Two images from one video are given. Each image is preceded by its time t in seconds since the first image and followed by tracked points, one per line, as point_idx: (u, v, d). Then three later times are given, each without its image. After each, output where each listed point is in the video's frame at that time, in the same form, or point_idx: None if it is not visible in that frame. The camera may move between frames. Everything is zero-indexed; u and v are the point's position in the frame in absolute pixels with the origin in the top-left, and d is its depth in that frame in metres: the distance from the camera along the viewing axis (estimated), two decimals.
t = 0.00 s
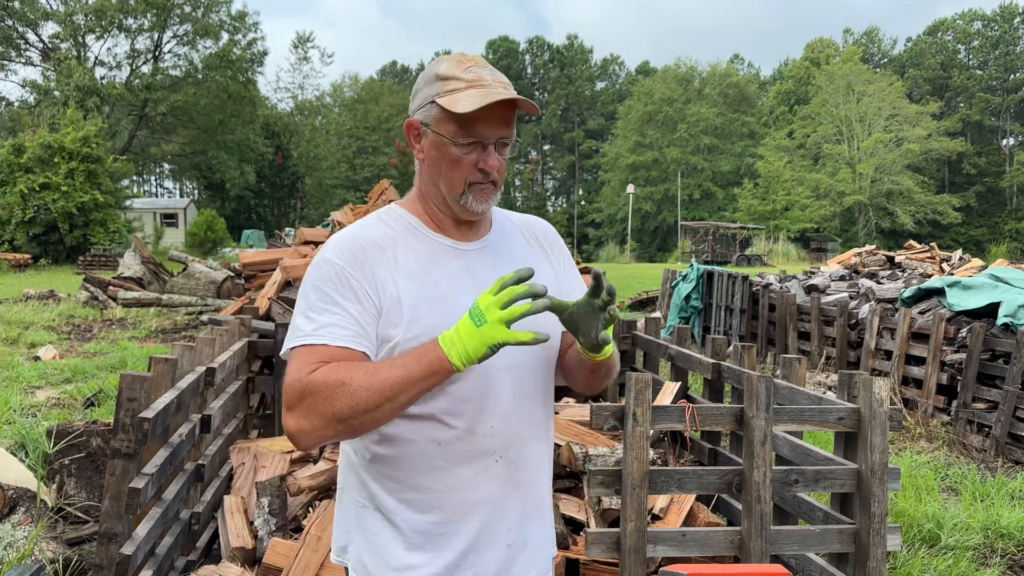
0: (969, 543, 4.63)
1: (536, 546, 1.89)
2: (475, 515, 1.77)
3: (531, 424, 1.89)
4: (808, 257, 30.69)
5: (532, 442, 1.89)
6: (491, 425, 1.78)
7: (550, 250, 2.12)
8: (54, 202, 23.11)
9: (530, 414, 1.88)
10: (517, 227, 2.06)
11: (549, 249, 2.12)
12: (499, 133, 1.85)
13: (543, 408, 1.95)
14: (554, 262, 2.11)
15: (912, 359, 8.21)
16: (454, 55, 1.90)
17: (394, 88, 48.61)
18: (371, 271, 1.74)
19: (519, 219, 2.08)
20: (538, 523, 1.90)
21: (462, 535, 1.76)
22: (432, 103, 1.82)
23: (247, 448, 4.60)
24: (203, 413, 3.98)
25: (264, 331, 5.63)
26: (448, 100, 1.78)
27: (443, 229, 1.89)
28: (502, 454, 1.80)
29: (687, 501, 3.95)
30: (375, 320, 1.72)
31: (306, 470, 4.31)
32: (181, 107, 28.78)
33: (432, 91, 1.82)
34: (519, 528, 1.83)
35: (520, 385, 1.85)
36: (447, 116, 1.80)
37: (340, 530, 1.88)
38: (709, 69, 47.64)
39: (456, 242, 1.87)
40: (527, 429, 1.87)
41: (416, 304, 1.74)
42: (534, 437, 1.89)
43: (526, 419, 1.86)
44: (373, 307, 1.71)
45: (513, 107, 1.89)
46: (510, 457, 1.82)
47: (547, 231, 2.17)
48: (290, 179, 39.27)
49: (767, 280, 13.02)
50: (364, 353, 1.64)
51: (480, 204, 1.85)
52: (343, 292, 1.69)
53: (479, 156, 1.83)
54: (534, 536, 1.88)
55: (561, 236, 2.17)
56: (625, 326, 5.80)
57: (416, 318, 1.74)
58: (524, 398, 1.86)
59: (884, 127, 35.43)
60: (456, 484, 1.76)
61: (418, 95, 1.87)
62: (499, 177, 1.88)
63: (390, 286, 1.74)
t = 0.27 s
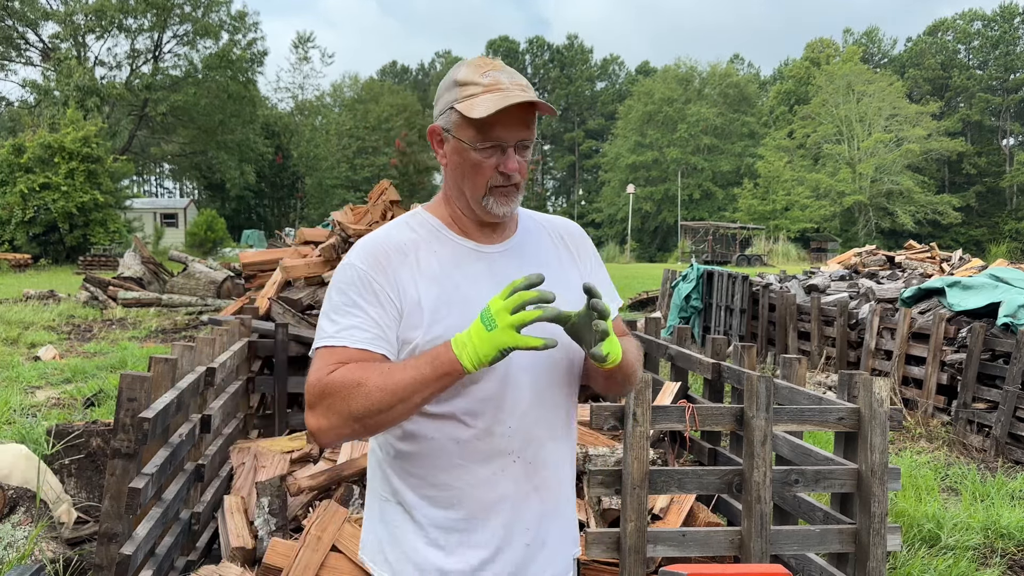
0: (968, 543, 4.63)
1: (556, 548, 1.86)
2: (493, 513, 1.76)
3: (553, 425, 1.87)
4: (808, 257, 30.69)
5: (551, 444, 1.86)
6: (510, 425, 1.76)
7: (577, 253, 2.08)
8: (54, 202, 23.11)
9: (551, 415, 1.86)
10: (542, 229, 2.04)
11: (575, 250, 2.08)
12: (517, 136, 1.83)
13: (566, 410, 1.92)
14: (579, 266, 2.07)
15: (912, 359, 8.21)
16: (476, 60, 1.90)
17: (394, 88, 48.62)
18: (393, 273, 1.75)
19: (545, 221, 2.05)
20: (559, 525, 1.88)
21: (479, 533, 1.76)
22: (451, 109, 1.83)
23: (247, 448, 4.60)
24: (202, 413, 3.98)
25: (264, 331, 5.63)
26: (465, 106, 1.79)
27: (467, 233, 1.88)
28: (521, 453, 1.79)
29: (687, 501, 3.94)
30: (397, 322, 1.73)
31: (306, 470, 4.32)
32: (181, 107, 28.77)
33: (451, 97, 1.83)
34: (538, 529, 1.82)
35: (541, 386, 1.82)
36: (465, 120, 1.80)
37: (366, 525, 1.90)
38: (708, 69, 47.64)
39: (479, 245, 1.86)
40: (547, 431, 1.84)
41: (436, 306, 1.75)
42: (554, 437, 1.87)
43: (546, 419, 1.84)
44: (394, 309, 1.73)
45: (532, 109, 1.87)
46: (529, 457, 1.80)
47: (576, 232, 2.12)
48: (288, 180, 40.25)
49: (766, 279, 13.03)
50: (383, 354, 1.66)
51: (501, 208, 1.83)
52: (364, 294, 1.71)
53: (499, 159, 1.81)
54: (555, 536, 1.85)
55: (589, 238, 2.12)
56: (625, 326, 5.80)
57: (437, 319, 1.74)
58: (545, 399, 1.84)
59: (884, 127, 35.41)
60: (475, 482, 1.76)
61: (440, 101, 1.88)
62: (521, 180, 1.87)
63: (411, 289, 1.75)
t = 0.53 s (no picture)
0: (968, 543, 4.63)
1: (558, 551, 1.84)
2: (495, 511, 1.76)
3: (559, 427, 1.85)
4: (808, 257, 30.69)
5: (555, 444, 1.85)
6: (513, 423, 1.76)
7: (590, 254, 2.06)
8: (54, 202, 23.10)
9: (557, 416, 1.84)
10: (554, 230, 2.03)
11: (589, 252, 2.05)
12: (521, 142, 1.83)
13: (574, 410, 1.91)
14: (590, 266, 2.04)
15: (912, 359, 8.21)
16: (484, 65, 1.89)
17: (394, 88, 48.63)
18: (399, 270, 1.77)
19: (559, 224, 2.03)
20: (562, 529, 1.86)
21: (480, 531, 1.76)
22: (456, 115, 1.84)
23: (247, 448, 4.60)
24: (203, 413, 3.98)
25: (264, 331, 5.62)
26: (466, 113, 1.79)
27: (475, 233, 1.88)
28: (523, 452, 1.78)
29: (687, 501, 3.95)
30: (402, 318, 1.75)
31: (306, 470, 4.32)
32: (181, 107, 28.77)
33: (455, 104, 1.84)
34: (540, 530, 1.81)
35: (547, 386, 1.81)
36: (467, 127, 1.81)
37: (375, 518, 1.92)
38: (709, 69, 47.65)
39: (486, 246, 1.86)
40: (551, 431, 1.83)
41: (441, 304, 1.75)
42: (560, 438, 1.86)
43: (551, 420, 1.82)
44: (399, 306, 1.74)
45: (538, 115, 1.86)
46: (532, 457, 1.79)
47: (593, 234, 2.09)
48: (290, 179, 39.65)
49: (767, 280, 13.03)
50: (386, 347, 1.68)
51: (506, 214, 1.83)
52: (370, 289, 1.73)
53: (502, 166, 1.82)
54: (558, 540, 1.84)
55: (603, 241, 2.09)
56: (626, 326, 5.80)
57: (441, 317, 1.75)
58: (551, 400, 1.82)
59: (884, 127, 35.41)
60: (476, 481, 1.75)
61: (447, 108, 1.89)
62: (527, 185, 1.86)
63: (417, 286, 1.76)
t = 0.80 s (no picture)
0: (968, 543, 4.63)
1: (545, 550, 1.85)
2: (482, 509, 1.76)
3: (547, 424, 1.86)
4: (808, 257, 30.68)
5: (543, 442, 1.85)
6: (500, 420, 1.77)
7: (580, 253, 2.07)
8: (54, 202, 23.09)
9: (545, 414, 1.86)
10: (542, 229, 2.03)
11: (578, 251, 2.06)
12: (512, 140, 1.83)
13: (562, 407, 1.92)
14: (577, 265, 2.04)
15: (912, 359, 8.21)
16: (477, 62, 1.90)
17: (395, 88, 48.64)
18: (387, 266, 1.77)
19: (549, 223, 2.03)
20: (549, 529, 1.87)
21: (466, 529, 1.76)
22: (448, 110, 1.84)
23: (247, 448, 4.60)
24: (202, 413, 3.98)
25: (264, 331, 5.62)
26: (459, 107, 1.80)
27: (464, 230, 1.88)
28: (510, 450, 1.79)
29: (687, 501, 3.95)
30: (387, 314, 1.75)
31: (306, 471, 4.32)
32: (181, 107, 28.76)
33: (447, 99, 1.85)
34: (527, 528, 1.81)
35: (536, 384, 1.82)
36: (458, 122, 1.81)
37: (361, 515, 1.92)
38: (709, 69, 47.64)
39: (475, 242, 1.86)
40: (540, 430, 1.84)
41: (427, 300, 1.76)
42: (548, 434, 1.86)
43: (539, 418, 1.83)
44: (385, 301, 1.74)
45: (530, 112, 1.87)
46: (520, 455, 1.80)
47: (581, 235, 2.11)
48: (289, 180, 40.00)
49: (766, 279, 13.03)
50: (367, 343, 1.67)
51: (494, 212, 1.84)
52: (355, 285, 1.73)
53: (491, 163, 1.82)
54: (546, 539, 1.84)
55: (590, 240, 2.10)
56: (626, 326, 5.80)
57: (427, 313, 1.75)
58: (539, 397, 1.83)
59: (884, 127, 35.41)
60: (462, 478, 1.75)
61: (439, 104, 1.90)
62: (516, 183, 1.87)
63: (403, 284, 1.76)
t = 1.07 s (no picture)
0: (968, 543, 4.63)
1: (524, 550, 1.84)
2: (457, 510, 1.74)
3: (525, 426, 1.87)
4: (808, 257, 30.68)
5: (520, 444, 1.86)
6: (475, 418, 1.76)
7: (555, 258, 2.09)
8: (54, 202, 23.08)
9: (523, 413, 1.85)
10: (519, 232, 2.05)
11: (553, 256, 2.08)
12: (509, 143, 1.85)
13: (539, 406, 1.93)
14: (552, 267, 2.05)
15: (912, 359, 8.21)
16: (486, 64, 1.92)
17: (395, 88, 48.65)
18: (363, 253, 1.77)
19: (525, 229, 2.05)
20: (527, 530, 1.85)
21: (442, 531, 1.73)
22: (449, 102, 1.84)
23: (247, 448, 4.60)
24: (202, 413, 3.98)
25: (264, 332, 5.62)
26: (465, 101, 1.80)
27: (440, 227, 1.91)
28: (487, 448, 1.78)
29: (687, 501, 3.95)
30: (358, 300, 1.74)
31: (306, 471, 4.32)
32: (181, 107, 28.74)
33: (453, 91, 1.84)
34: (505, 530, 1.79)
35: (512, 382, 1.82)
36: (460, 113, 1.81)
37: (336, 519, 1.89)
38: (709, 69, 47.63)
39: (449, 238, 1.88)
40: (517, 430, 1.85)
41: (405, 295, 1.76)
42: (525, 436, 1.87)
43: (515, 417, 1.84)
44: (357, 287, 1.74)
45: (531, 120, 1.89)
46: (497, 454, 1.80)
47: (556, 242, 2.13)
48: (289, 180, 39.51)
49: (767, 280, 13.03)
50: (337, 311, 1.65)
51: (476, 209, 1.85)
52: (329, 266, 1.73)
53: (485, 160, 1.83)
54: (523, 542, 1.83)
55: (565, 245, 2.12)
56: (626, 326, 5.80)
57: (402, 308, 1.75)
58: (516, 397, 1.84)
59: (884, 127, 35.41)
60: (437, 477, 1.74)
61: (440, 94, 1.89)
62: (503, 185, 1.88)
63: (380, 274, 1.76)
